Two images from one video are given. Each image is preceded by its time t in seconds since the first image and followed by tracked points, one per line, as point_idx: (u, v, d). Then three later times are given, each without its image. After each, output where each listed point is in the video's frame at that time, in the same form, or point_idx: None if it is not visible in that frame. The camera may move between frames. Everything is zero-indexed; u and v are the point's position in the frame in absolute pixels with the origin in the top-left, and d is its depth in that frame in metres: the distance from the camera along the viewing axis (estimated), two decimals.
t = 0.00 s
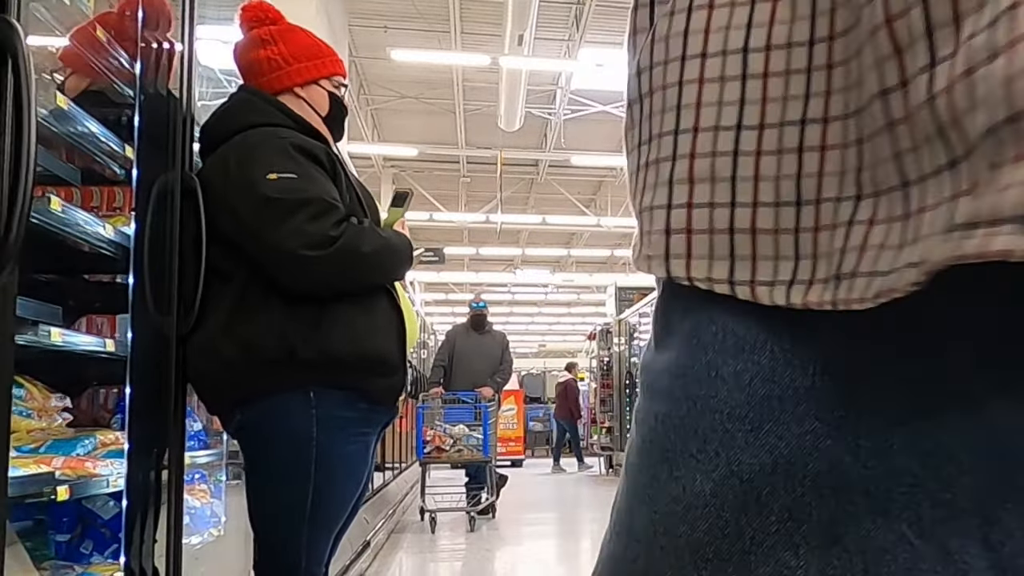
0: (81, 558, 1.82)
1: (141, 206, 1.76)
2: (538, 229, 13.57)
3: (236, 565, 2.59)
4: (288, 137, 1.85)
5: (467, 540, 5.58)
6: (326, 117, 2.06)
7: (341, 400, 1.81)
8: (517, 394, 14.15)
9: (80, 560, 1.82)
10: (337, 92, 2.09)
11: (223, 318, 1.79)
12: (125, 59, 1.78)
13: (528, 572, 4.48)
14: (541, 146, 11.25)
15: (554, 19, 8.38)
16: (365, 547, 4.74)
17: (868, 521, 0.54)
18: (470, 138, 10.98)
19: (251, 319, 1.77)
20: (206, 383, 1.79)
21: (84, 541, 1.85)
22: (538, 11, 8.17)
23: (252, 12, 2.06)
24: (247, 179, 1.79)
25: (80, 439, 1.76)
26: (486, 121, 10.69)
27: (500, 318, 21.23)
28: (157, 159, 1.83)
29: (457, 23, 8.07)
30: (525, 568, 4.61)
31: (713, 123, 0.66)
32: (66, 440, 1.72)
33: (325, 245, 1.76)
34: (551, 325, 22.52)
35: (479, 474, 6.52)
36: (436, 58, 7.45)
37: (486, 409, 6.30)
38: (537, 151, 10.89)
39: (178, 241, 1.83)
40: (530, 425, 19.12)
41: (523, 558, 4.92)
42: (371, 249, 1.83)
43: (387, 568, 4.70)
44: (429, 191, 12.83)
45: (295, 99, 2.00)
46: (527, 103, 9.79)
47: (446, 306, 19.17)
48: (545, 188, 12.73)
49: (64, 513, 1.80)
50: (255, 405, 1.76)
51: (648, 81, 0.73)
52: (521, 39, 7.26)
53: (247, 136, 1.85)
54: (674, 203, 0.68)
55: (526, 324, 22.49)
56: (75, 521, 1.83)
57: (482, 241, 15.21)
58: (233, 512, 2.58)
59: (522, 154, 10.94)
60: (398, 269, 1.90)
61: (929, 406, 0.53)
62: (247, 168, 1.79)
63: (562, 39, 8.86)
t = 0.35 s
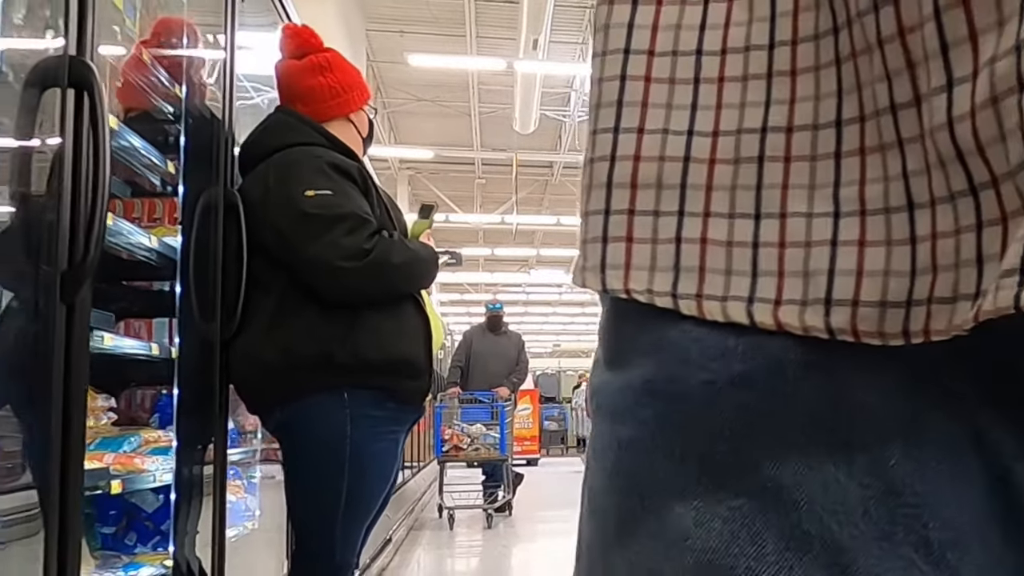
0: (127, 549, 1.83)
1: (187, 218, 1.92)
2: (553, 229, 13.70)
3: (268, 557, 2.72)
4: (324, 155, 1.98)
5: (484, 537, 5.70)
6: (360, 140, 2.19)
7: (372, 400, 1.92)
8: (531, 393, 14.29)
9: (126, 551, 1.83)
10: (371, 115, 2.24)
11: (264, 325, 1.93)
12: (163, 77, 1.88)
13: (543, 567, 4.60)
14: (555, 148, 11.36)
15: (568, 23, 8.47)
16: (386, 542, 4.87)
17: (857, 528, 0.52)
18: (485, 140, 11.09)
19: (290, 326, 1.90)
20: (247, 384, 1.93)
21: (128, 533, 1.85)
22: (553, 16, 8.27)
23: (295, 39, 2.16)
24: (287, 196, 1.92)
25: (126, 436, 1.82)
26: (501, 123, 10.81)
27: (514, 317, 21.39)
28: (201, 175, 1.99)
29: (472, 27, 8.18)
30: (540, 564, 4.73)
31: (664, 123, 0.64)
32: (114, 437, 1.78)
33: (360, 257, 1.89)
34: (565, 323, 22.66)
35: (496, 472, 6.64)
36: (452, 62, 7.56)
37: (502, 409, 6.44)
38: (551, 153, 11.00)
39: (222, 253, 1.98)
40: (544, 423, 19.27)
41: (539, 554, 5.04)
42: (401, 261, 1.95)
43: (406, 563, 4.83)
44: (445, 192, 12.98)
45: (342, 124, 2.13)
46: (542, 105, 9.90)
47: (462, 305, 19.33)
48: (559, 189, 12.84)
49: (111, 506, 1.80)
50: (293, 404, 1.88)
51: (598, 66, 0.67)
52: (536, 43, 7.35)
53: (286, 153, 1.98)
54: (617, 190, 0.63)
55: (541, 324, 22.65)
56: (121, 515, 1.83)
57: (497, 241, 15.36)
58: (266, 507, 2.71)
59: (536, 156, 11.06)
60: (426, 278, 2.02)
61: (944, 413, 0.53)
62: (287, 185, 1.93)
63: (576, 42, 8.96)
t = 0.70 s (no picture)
0: (204, 538, 2.05)
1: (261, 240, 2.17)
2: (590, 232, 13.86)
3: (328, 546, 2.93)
4: (384, 182, 2.19)
5: (523, 534, 5.90)
6: (413, 164, 2.43)
7: (428, 402, 2.11)
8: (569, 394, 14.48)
9: (203, 539, 2.05)
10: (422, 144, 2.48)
11: (332, 336, 2.15)
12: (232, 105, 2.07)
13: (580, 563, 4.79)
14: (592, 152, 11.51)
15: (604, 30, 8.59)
16: (430, 538, 5.09)
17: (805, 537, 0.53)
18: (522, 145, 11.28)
19: (355, 335, 2.12)
20: (317, 387, 2.15)
21: (203, 522, 2.06)
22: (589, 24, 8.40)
23: (356, 78, 2.41)
24: (352, 219, 2.15)
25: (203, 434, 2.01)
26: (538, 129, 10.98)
27: (552, 318, 21.60)
28: (273, 201, 2.25)
29: (510, 36, 8.35)
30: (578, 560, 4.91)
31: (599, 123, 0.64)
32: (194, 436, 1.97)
33: (417, 273, 2.09)
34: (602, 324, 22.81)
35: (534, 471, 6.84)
36: (491, 72, 7.73)
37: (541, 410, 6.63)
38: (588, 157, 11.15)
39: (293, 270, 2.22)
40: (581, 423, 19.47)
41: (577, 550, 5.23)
42: (454, 276, 2.14)
43: (449, 558, 5.05)
44: (483, 196, 13.21)
45: (400, 152, 2.37)
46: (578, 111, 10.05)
47: (499, 308, 19.54)
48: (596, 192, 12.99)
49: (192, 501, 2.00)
50: (359, 407, 2.09)
51: (558, 59, 0.68)
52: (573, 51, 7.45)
53: (349, 181, 2.20)
54: (566, 196, 0.65)
55: (578, 325, 22.84)
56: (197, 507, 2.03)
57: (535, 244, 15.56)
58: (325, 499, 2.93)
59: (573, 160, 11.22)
60: (476, 291, 2.20)
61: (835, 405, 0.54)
62: (352, 210, 2.15)
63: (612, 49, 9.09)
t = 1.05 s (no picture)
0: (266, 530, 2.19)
1: (319, 255, 2.37)
2: (623, 235, 13.98)
3: (377, 540, 3.13)
4: (431, 201, 2.36)
5: (559, 531, 6.06)
6: (456, 183, 2.63)
7: (472, 403, 2.28)
8: (603, 395, 14.62)
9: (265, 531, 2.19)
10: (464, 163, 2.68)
11: (387, 343, 2.33)
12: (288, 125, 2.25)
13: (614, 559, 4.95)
14: (625, 155, 11.62)
15: (637, 37, 8.68)
16: (470, 534, 5.27)
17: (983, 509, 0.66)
18: (556, 149, 11.43)
19: (407, 343, 2.30)
20: (372, 389, 2.33)
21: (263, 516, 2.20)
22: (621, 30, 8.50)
23: (404, 104, 2.63)
24: (403, 236, 2.32)
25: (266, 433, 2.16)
26: (572, 133, 11.10)
27: (586, 320, 21.74)
28: (331, 219, 2.46)
29: (544, 44, 8.48)
30: (613, 556, 5.07)
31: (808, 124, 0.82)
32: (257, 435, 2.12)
33: (462, 285, 2.25)
34: (636, 325, 22.89)
35: (570, 470, 7.00)
36: (525, 79, 7.86)
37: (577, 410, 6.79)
38: (621, 160, 11.25)
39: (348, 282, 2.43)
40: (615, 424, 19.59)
41: (611, 547, 5.39)
42: (497, 287, 2.29)
43: (488, 553, 5.23)
44: (518, 200, 13.36)
45: (445, 171, 2.58)
46: (611, 115, 10.16)
47: (534, 310, 19.71)
48: (629, 195, 13.10)
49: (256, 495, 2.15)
50: (409, 408, 2.27)
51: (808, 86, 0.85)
52: (605, 58, 7.45)
53: (399, 200, 2.39)
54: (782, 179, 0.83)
55: (612, 326, 22.94)
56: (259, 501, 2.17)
57: (569, 246, 15.70)
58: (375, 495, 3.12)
59: (607, 164, 11.33)
60: (517, 300, 2.36)
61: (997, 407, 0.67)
62: (403, 227, 2.33)
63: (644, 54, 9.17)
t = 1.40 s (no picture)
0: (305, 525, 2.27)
1: (351, 261, 2.50)
2: (644, 235, 14.05)
3: (408, 534, 3.26)
4: (460, 210, 2.48)
5: (582, 529, 6.18)
6: (484, 194, 2.75)
7: (499, 404, 2.39)
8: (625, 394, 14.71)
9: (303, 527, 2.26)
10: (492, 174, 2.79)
11: (417, 346, 2.44)
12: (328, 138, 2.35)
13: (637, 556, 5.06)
14: (647, 156, 11.68)
15: (658, 39, 8.73)
16: (495, 532, 5.39)
17: None
18: (579, 151, 11.52)
19: (437, 347, 2.41)
20: (403, 390, 2.44)
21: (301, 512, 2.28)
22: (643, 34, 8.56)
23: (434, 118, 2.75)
24: (433, 244, 2.43)
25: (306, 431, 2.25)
26: (594, 135, 11.18)
27: (608, 319, 21.81)
28: (363, 227, 2.63)
29: (567, 48, 8.55)
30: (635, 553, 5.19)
31: None
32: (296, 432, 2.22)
33: (490, 291, 2.35)
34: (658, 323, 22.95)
35: (593, 470, 7.11)
36: (548, 83, 7.92)
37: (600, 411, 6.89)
38: (643, 162, 11.32)
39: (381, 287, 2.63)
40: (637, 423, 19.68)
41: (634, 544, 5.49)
42: (523, 291, 2.40)
43: (513, 550, 5.35)
44: (540, 201, 13.46)
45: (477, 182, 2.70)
46: (634, 117, 10.22)
47: (558, 311, 19.80)
48: (651, 195, 13.16)
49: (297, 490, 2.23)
50: (439, 408, 2.37)
51: None
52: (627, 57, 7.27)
53: (430, 209, 2.50)
54: None
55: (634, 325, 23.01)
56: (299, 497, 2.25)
57: (591, 246, 15.78)
58: (406, 492, 3.25)
59: (628, 165, 11.40)
60: (541, 305, 2.46)
61: None
62: (433, 235, 2.44)
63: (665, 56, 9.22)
